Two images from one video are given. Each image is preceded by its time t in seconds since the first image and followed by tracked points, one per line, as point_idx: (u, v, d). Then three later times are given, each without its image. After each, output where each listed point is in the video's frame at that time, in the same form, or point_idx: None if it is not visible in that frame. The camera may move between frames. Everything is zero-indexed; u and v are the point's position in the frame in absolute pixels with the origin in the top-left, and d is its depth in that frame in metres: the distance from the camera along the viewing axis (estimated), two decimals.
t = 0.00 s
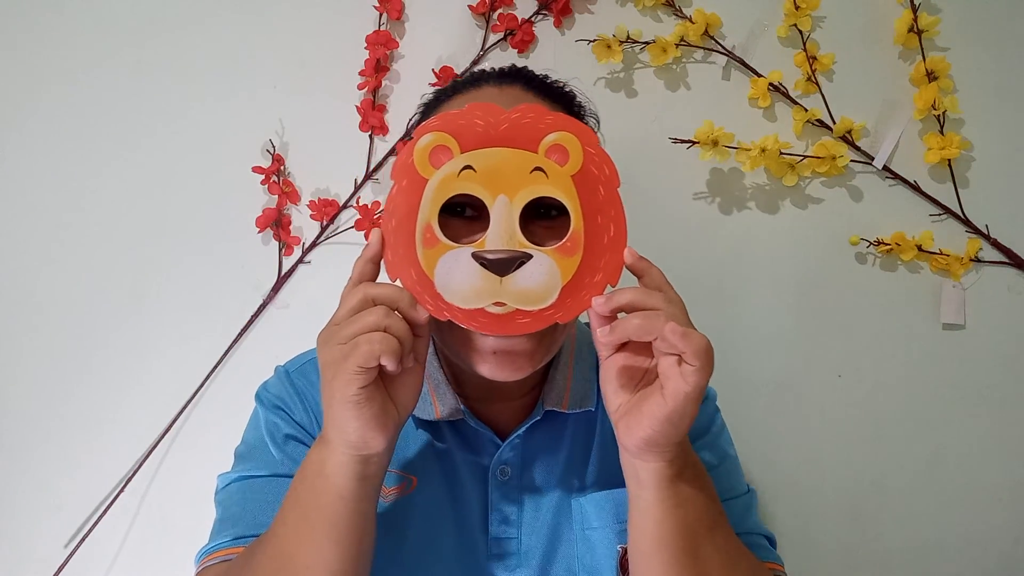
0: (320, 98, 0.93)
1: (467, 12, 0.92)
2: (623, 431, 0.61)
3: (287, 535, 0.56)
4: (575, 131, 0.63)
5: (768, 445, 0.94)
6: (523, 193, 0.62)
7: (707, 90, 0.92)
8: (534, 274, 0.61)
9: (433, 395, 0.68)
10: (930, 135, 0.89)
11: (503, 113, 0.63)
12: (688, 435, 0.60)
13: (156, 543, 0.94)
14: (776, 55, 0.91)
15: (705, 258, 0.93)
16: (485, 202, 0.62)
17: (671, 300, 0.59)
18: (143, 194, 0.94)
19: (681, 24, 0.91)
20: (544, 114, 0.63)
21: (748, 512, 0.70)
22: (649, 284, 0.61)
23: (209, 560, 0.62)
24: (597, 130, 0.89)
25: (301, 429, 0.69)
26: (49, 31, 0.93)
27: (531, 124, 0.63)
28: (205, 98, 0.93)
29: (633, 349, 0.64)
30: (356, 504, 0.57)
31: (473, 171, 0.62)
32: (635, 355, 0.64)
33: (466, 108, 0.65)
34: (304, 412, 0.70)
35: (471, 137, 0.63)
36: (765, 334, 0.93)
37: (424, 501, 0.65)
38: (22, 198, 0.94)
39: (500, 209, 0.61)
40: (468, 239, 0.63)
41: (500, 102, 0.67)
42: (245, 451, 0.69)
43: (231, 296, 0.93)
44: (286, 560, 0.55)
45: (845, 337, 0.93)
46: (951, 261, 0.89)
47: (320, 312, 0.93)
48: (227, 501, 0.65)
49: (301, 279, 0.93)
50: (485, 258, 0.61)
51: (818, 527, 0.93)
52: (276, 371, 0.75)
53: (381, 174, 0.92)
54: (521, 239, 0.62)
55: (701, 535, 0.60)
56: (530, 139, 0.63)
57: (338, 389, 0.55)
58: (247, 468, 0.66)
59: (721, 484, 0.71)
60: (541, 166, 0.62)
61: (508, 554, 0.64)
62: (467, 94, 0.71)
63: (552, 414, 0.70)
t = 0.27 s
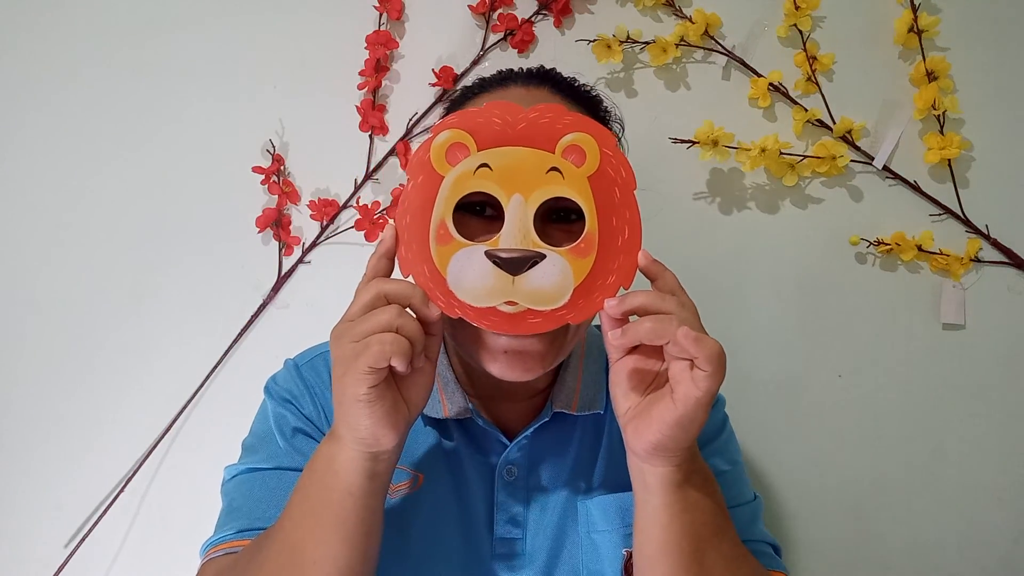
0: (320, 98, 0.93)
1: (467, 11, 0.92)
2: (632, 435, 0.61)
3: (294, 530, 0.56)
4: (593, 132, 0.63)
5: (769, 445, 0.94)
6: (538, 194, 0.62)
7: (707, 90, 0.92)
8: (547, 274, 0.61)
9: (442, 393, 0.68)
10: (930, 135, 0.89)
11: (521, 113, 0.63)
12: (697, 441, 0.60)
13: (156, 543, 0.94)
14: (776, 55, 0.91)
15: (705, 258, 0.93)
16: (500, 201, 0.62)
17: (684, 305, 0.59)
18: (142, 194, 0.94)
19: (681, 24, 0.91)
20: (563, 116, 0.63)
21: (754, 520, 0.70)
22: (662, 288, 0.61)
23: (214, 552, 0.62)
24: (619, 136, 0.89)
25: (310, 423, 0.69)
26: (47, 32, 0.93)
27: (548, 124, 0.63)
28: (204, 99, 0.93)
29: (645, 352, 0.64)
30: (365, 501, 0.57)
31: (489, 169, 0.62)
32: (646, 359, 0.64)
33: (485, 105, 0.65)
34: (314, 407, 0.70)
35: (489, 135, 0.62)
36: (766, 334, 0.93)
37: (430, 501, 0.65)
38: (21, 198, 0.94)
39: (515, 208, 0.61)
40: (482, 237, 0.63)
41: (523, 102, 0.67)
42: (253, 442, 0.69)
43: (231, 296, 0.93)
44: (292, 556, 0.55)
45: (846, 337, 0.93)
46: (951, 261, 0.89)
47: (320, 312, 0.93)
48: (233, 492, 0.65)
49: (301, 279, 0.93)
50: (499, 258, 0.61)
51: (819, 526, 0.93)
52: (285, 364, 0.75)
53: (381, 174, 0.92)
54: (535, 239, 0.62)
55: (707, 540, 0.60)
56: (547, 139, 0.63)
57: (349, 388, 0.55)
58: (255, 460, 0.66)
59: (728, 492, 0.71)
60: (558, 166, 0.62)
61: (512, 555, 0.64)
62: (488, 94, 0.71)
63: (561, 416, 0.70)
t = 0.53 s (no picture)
0: (320, 98, 0.93)
1: (467, 11, 0.92)
2: (633, 428, 0.61)
3: (296, 529, 0.56)
4: (592, 128, 0.63)
5: (768, 444, 0.94)
6: (537, 188, 0.61)
7: (707, 90, 0.92)
8: (548, 270, 0.61)
9: (443, 392, 0.68)
10: (930, 135, 0.89)
11: (521, 110, 0.63)
12: (698, 434, 0.60)
13: (156, 543, 0.94)
14: (776, 55, 0.91)
15: (705, 258, 0.93)
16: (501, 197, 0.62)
17: (685, 299, 0.59)
18: (142, 194, 0.94)
19: (681, 24, 0.91)
20: (562, 112, 0.63)
21: (755, 517, 0.70)
22: (662, 282, 0.61)
23: (217, 551, 0.62)
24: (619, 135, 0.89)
25: (312, 422, 0.69)
26: (47, 32, 0.93)
27: (548, 121, 0.63)
28: (204, 99, 0.93)
29: (646, 346, 0.64)
30: (367, 500, 0.57)
31: (490, 166, 0.62)
32: (647, 352, 0.64)
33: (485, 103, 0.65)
34: (317, 406, 0.70)
35: (489, 132, 0.63)
36: (766, 334, 0.93)
37: (432, 500, 0.65)
38: (21, 199, 0.94)
39: (515, 204, 0.61)
40: (483, 233, 0.63)
41: (523, 100, 0.67)
42: (256, 441, 0.69)
43: (231, 296, 0.93)
44: (293, 555, 0.55)
45: (846, 337, 0.93)
46: (951, 261, 0.89)
47: (320, 312, 0.93)
48: (235, 492, 0.65)
49: (301, 279, 0.93)
50: (501, 252, 0.61)
51: (819, 526, 0.93)
52: (288, 363, 0.75)
53: (381, 174, 0.92)
54: (536, 235, 0.61)
55: (708, 535, 0.60)
56: (547, 136, 0.63)
57: (352, 385, 0.55)
58: (258, 459, 0.67)
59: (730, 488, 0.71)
60: (558, 162, 0.62)
61: (513, 555, 0.64)
62: (488, 93, 0.71)
63: (562, 416, 0.70)
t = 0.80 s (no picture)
0: (319, 98, 0.93)
1: (467, 11, 0.92)
2: (626, 418, 0.61)
3: (296, 537, 0.56)
4: (570, 120, 0.63)
5: (768, 444, 0.94)
6: (519, 182, 0.61)
7: (707, 91, 0.92)
8: (534, 265, 0.61)
9: (438, 394, 0.68)
10: (930, 135, 0.89)
11: (498, 106, 0.63)
12: (690, 422, 0.60)
13: (156, 543, 0.94)
14: (776, 56, 0.91)
15: (705, 258, 0.93)
16: (483, 195, 0.62)
17: (673, 287, 0.59)
18: (142, 193, 0.94)
19: (681, 24, 0.91)
20: (538, 105, 0.63)
21: (753, 509, 0.70)
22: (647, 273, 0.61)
23: (217, 561, 0.61)
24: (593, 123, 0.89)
25: (308, 429, 0.69)
26: (48, 32, 0.93)
27: (527, 115, 0.63)
28: (204, 99, 0.93)
29: (636, 337, 0.64)
30: (364, 505, 0.57)
31: (470, 163, 0.62)
32: (638, 343, 0.64)
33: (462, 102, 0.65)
34: (311, 413, 0.70)
35: (468, 130, 0.63)
36: (765, 334, 0.93)
37: (430, 502, 0.65)
38: (21, 199, 0.94)
39: (499, 200, 0.61)
40: (468, 231, 0.62)
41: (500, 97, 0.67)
42: (251, 451, 0.69)
43: (231, 296, 0.93)
44: (294, 563, 0.55)
45: (845, 337, 0.93)
46: (951, 261, 0.89)
47: (319, 312, 0.93)
48: (234, 501, 0.65)
49: (301, 279, 0.93)
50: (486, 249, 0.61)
51: (818, 526, 0.93)
52: (281, 370, 0.75)
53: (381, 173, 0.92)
54: (521, 230, 0.61)
55: (705, 524, 0.60)
56: (527, 130, 0.63)
57: (345, 392, 0.55)
58: (255, 468, 0.66)
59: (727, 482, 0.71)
60: (538, 155, 0.62)
61: (512, 555, 0.64)
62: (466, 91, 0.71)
63: (558, 416, 0.70)
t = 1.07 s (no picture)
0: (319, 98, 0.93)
1: (467, 12, 0.92)
2: (618, 418, 0.61)
3: (291, 539, 0.56)
4: (556, 117, 0.63)
5: (767, 444, 0.94)
6: (506, 181, 0.62)
7: (707, 91, 0.92)
8: (523, 263, 0.61)
9: (432, 395, 0.68)
10: (930, 135, 0.89)
11: (484, 105, 0.63)
12: (682, 420, 0.60)
13: (156, 543, 0.94)
14: (776, 56, 0.91)
15: (704, 259, 0.93)
16: (471, 194, 0.62)
17: (661, 285, 0.59)
18: (143, 193, 0.94)
19: (681, 24, 0.91)
20: (524, 102, 0.63)
21: (748, 506, 0.70)
22: (634, 271, 0.61)
23: (213, 565, 0.61)
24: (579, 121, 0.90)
25: (302, 432, 0.69)
26: (49, 33, 0.93)
27: (512, 113, 0.63)
28: (205, 99, 0.93)
29: (625, 336, 0.65)
30: (358, 506, 0.57)
31: (457, 163, 0.62)
32: (627, 343, 0.64)
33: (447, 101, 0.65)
34: (307, 417, 0.70)
35: (454, 129, 0.63)
36: (765, 334, 0.93)
37: (426, 501, 0.65)
38: (23, 200, 0.94)
39: (486, 199, 0.61)
40: (456, 231, 0.63)
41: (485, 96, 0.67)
42: (247, 455, 0.69)
43: (231, 295, 0.94)
44: (290, 564, 0.55)
45: (845, 337, 0.93)
46: (951, 261, 0.89)
47: (319, 312, 0.93)
48: (229, 505, 0.65)
49: (302, 279, 0.93)
50: (475, 249, 0.61)
51: (818, 526, 0.93)
52: (276, 373, 0.76)
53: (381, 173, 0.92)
54: (509, 228, 0.62)
55: (699, 523, 0.60)
56: (513, 128, 0.63)
57: (336, 394, 0.55)
58: (251, 472, 0.66)
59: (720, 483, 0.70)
60: (524, 153, 0.62)
61: (509, 555, 0.64)
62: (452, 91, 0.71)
63: (554, 415, 0.70)
